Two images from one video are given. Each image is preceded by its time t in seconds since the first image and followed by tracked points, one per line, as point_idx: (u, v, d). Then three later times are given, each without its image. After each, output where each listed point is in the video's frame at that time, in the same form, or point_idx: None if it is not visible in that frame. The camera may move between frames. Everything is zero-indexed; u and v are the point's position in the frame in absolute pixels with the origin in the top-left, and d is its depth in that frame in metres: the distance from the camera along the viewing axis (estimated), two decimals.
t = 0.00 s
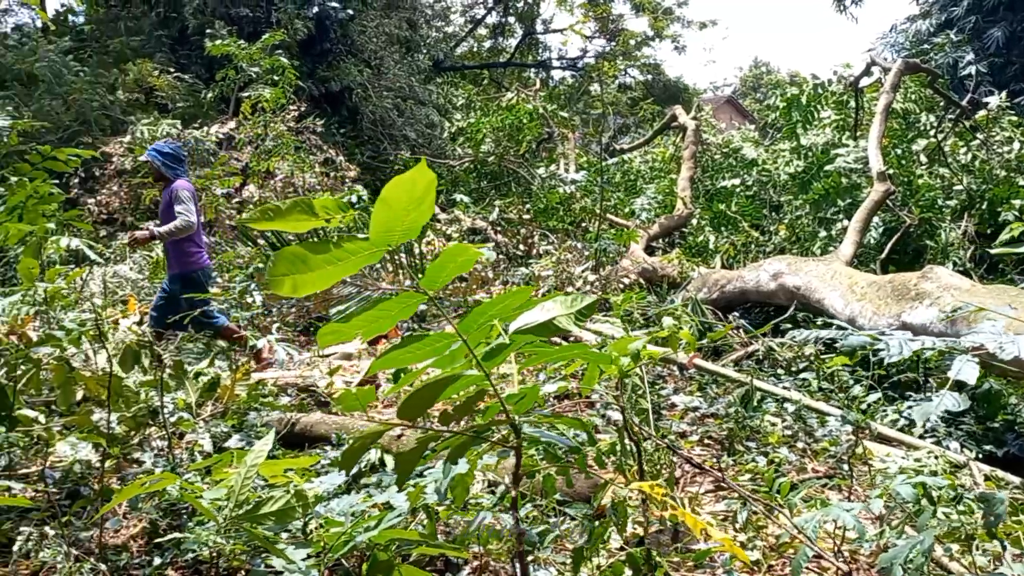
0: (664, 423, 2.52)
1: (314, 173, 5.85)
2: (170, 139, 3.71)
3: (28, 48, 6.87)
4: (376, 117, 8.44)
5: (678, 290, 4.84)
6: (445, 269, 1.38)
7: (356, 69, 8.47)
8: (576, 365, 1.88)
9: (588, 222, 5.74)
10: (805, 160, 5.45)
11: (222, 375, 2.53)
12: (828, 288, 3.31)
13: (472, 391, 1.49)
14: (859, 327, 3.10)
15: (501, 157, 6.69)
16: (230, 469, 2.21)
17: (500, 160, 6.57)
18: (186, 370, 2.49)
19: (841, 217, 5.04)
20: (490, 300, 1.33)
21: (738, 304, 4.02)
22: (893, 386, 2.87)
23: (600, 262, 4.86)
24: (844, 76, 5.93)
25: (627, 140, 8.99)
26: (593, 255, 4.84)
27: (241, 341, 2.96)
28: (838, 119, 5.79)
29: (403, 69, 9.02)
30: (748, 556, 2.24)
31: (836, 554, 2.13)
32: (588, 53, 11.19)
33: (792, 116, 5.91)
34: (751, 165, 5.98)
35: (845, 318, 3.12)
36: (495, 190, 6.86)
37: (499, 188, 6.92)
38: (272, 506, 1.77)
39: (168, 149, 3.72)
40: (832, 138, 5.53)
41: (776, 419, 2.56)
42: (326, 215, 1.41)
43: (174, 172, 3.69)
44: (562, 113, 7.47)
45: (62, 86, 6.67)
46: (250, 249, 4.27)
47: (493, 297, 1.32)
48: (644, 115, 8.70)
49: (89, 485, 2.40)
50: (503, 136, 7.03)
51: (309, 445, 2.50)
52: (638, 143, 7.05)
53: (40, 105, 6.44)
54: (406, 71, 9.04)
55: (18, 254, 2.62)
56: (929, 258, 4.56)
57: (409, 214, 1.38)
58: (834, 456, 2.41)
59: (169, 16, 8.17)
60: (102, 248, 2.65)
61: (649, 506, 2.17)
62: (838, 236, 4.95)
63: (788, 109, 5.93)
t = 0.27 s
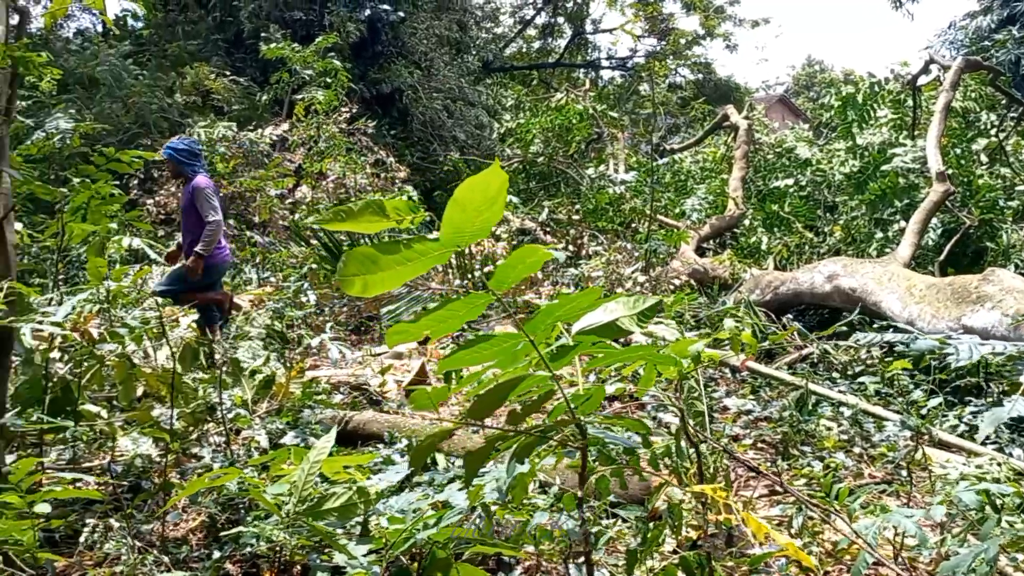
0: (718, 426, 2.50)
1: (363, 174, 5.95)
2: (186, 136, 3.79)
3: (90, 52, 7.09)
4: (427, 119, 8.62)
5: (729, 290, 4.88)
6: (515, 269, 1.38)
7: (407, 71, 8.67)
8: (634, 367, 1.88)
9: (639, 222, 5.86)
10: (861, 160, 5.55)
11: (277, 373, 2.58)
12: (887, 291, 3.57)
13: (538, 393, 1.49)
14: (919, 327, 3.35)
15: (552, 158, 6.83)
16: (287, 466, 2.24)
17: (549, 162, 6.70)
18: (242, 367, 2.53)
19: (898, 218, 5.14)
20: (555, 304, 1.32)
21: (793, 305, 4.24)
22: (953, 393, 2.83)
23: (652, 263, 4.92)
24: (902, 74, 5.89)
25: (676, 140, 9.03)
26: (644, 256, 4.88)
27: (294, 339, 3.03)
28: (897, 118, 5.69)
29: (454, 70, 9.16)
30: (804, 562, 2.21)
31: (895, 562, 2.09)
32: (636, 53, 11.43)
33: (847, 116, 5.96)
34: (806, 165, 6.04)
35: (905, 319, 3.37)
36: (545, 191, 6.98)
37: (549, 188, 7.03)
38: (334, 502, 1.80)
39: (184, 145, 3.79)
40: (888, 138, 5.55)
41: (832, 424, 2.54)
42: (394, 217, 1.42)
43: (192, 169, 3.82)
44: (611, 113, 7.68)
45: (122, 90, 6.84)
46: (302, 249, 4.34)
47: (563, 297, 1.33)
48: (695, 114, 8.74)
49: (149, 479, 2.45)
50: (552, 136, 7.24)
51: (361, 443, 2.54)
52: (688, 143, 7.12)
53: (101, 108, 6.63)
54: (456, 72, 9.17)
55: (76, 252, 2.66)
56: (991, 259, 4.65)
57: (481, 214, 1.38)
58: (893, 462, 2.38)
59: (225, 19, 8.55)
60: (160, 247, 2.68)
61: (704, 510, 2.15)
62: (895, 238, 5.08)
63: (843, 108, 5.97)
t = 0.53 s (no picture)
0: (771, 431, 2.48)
1: (414, 175, 6.03)
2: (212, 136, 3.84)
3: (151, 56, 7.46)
4: (476, 119, 8.92)
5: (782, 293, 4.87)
6: (584, 273, 1.37)
7: (458, 73, 8.92)
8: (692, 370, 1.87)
9: (690, 223, 5.93)
10: (919, 159, 5.53)
11: (331, 371, 2.62)
12: (946, 293, 3.71)
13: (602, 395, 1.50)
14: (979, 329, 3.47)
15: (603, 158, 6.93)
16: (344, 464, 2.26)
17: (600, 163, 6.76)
18: (297, 365, 2.57)
19: (958, 218, 5.19)
20: (631, 301, 1.38)
21: (850, 308, 4.35)
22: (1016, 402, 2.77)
23: (704, 264, 4.94)
24: (963, 72, 5.83)
25: (728, 141, 9.04)
26: (696, 258, 4.89)
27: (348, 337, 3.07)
28: (956, 117, 5.72)
29: (503, 71, 9.57)
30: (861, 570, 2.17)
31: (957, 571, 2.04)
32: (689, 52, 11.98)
33: (905, 115, 5.92)
34: (863, 165, 6.05)
35: (965, 321, 3.50)
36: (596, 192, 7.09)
37: (600, 189, 7.13)
38: (395, 500, 1.82)
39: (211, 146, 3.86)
40: (948, 137, 5.50)
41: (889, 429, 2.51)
42: (465, 219, 1.42)
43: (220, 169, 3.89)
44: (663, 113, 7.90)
45: (181, 92, 7.21)
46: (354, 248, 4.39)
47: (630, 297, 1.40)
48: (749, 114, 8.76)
49: (208, 475, 2.51)
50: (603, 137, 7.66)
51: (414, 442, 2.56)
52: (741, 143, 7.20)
53: (161, 112, 6.99)
54: (506, 74, 9.60)
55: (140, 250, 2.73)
56: None
57: (550, 217, 1.38)
58: (953, 469, 2.33)
59: (281, 23, 8.92)
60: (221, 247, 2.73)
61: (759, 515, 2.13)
62: (955, 238, 5.13)
63: (901, 107, 5.93)
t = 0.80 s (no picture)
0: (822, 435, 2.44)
1: (460, 176, 6.06)
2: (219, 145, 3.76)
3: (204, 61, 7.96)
4: (521, 120, 9.05)
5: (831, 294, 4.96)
6: (644, 274, 1.34)
7: (503, 73, 9.03)
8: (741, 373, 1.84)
9: (736, 223, 5.92)
10: (974, 159, 5.43)
11: (378, 370, 2.65)
12: (1001, 297, 3.71)
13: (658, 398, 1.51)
14: None
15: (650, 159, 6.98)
16: (393, 462, 2.28)
17: (646, 164, 6.76)
18: (345, 364, 2.59)
19: (1013, 221, 5.11)
20: (691, 303, 1.39)
21: (902, 311, 4.33)
22: None
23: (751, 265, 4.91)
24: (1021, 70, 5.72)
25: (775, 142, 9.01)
26: (741, 259, 4.78)
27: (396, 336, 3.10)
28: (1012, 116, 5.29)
29: (548, 71, 9.62)
30: None
31: None
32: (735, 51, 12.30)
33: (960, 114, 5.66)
34: (915, 165, 6.01)
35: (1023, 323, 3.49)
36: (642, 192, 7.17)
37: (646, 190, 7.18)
38: (448, 498, 1.83)
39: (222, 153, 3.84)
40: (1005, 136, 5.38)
41: (944, 435, 2.45)
42: (525, 221, 1.41)
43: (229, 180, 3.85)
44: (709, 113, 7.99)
45: (231, 95, 7.67)
46: (401, 248, 4.42)
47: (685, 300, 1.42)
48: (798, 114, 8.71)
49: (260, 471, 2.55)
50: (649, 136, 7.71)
51: (459, 441, 2.59)
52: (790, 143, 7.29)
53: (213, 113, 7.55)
54: (552, 74, 9.62)
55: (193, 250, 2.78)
56: None
57: (611, 218, 1.35)
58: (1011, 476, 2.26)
59: (329, 26, 9.18)
60: (272, 247, 2.77)
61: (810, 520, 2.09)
62: (1011, 239, 5.10)
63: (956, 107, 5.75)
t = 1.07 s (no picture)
0: (870, 440, 2.41)
1: (500, 176, 6.06)
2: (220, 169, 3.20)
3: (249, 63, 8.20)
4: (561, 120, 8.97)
5: (877, 296, 4.89)
6: (703, 273, 1.34)
7: (543, 74, 9.03)
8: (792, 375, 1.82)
9: (779, 224, 5.82)
10: None
11: (420, 369, 2.68)
12: None
13: (713, 400, 1.49)
14: None
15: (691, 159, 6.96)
16: (438, 461, 2.30)
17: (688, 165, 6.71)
18: (388, 363, 2.62)
19: None
20: (750, 304, 1.37)
21: (951, 313, 4.32)
22: None
23: (795, 267, 4.87)
24: None
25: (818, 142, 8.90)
26: (786, 260, 4.77)
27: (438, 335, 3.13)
28: None
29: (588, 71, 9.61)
30: None
31: None
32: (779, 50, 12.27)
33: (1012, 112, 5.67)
34: (965, 165, 5.90)
35: None
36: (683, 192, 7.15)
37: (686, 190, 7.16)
38: (497, 497, 1.83)
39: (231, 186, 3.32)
40: None
41: (995, 441, 2.40)
42: (580, 222, 1.40)
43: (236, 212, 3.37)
44: (751, 114, 7.94)
45: (275, 97, 7.91)
46: (442, 248, 4.44)
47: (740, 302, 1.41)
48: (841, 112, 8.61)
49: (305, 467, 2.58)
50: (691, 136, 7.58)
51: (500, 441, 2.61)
52: (835, 142, 7.26)
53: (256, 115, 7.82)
54: (592, 74, 9.62)
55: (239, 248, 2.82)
56: None
57: (670, 218, 1.31)
58: None
59: (370, 28, 9.31)
60: (316, 247, 2.81)
61: (858, 524, 2.07)
62: None
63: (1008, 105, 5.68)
